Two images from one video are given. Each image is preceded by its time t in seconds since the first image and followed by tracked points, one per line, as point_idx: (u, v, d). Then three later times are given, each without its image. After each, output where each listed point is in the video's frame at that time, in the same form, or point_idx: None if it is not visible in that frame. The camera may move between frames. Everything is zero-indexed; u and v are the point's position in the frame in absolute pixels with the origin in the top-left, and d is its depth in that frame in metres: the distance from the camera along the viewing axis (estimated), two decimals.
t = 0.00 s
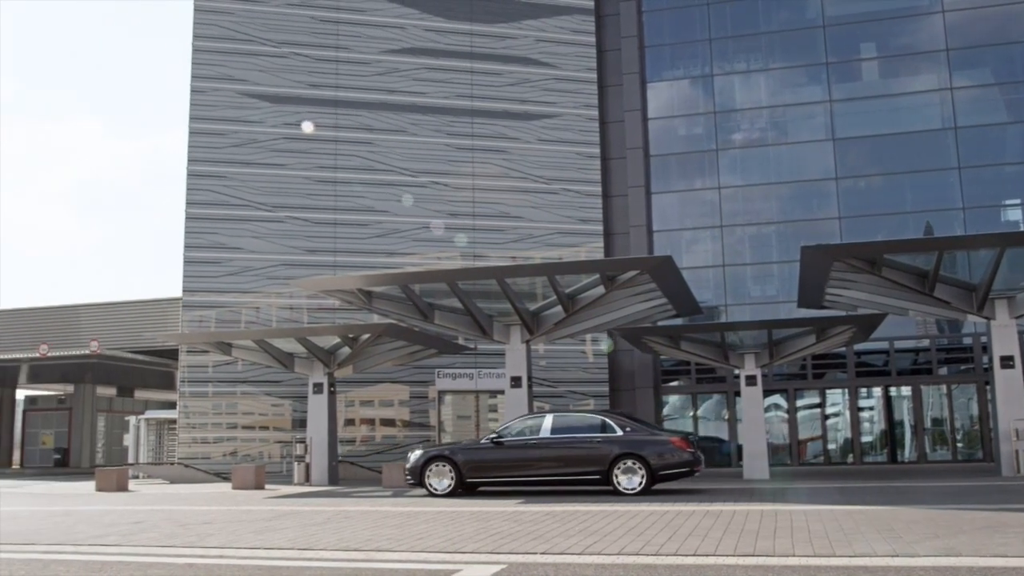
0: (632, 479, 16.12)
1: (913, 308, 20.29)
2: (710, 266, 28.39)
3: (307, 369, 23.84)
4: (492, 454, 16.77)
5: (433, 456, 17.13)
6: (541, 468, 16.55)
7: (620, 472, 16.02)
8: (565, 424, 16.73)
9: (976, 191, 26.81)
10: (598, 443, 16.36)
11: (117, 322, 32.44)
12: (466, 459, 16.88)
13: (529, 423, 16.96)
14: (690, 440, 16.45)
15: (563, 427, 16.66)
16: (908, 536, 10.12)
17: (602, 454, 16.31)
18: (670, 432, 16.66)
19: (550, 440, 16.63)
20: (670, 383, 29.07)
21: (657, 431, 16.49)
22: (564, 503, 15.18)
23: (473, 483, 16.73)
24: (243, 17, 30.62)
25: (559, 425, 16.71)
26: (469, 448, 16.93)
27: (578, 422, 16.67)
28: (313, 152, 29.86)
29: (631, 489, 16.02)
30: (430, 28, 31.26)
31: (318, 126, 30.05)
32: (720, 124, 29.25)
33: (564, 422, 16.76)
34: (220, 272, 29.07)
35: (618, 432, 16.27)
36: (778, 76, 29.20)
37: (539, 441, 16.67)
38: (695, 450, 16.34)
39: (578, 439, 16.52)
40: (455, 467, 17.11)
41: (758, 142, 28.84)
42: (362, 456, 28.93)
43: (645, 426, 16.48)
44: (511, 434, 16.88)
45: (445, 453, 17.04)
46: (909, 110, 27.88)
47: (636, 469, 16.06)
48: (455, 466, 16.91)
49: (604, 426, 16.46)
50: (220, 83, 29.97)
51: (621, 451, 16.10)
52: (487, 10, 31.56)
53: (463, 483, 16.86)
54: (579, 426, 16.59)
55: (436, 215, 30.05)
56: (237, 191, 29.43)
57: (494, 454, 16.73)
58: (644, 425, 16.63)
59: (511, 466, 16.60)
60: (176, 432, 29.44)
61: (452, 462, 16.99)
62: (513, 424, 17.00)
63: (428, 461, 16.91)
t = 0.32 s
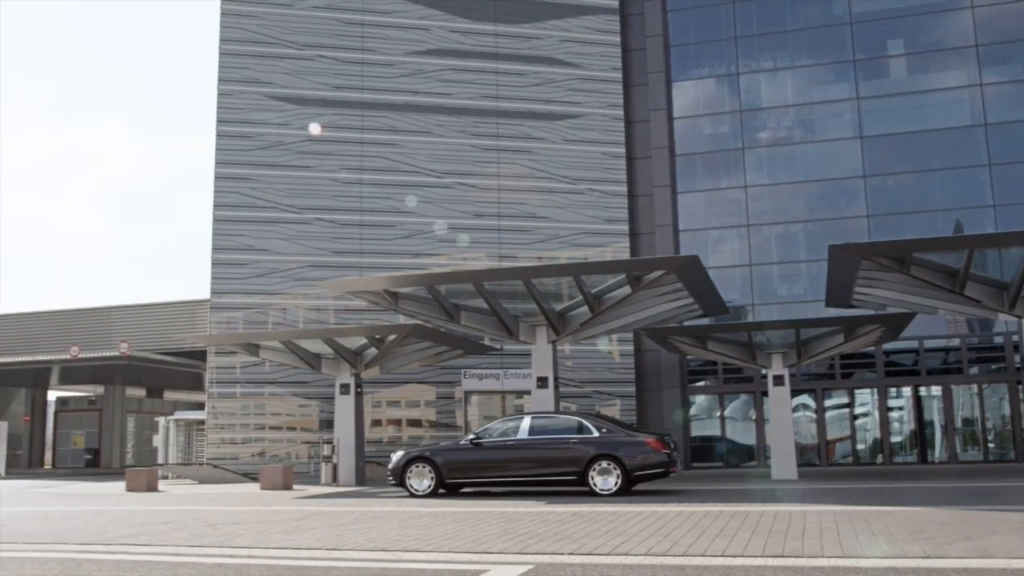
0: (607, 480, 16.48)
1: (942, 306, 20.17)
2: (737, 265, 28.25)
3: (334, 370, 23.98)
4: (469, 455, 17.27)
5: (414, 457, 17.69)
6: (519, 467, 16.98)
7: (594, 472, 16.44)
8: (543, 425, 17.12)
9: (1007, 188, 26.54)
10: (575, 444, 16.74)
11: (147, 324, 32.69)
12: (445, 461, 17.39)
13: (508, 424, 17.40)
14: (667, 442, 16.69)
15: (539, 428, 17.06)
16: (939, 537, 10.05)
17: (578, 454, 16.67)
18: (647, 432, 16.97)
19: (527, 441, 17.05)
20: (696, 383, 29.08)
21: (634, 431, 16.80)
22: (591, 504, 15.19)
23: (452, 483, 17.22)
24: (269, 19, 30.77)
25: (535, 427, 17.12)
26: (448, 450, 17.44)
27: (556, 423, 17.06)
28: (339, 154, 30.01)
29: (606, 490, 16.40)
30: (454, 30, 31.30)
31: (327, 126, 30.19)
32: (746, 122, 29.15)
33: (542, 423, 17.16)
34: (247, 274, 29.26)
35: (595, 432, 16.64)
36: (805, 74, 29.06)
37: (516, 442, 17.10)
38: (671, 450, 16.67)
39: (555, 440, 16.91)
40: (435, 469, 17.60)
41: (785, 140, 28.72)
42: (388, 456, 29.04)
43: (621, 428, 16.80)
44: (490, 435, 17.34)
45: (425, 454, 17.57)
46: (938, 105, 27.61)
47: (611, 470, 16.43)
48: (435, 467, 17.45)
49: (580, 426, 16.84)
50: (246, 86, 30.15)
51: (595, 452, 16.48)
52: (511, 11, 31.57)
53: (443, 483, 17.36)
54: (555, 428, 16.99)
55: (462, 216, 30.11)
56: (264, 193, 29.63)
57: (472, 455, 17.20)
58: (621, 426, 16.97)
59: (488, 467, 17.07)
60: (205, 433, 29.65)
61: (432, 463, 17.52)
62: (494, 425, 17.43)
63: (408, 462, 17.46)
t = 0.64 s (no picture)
0: (580, 480, 16.87)
1: (973, 304, 20.01)
2: (765, 264, 28.07)
3: (362, 370, 24.08)
4: (446, 456, 17.64)
5: (393, 458, 18.10)
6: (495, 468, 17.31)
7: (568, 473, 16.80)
8: (518, 427, 17.48)
9: None
10: (549, 445, 17.13)
11: (176, 325, 32.92)
12: (422, 462, 17.80)
13: (485, 426, 17.74)
14: (639, 444, 17.11)
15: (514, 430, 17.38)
16: (970, 537, 9.98)
17: (553, 456, 17.05)
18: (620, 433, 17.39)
19: (503, 442, 17.39)
20: (724, 382, 28.96)
21: (607, 432, 17.21)
22: (620, 504, 15.17)
23: (430, 484, 17.66)
24: (296, 22, 30.93)
25: (511, 428, 17.46)
26: (425, 451, 17.83)
27: (531, 425, 17.40)
28: (366, 156, 30.14)
29: (580, 490, 16.77)
30: (480, 30, 31.34)
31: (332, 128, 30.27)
32: (774, 120, 29.02)
33: (517, 425, 17.50)
34: (276, 274, 29.43)
35: (569, 434, 17.02)
36: (833, 70, 28.85)
37: (492, 443, 17.45)
38: (643, 451, 17.12)
39: (530, 442, 17.27)
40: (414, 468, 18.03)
41: (813, 138, 28.52)
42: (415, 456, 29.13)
43: (595, 430, 17.22)
44: (467, 437, 17.71)
45: (404, 455, 17.98)
46: (968, 101, 27.39)
47: (585, 470, 16.82)
48: (413, 468, 17.86)
49: (555, 428, 17.20)
50: (274, 88, 30.32)
51: (570, 454, 16.88)
52: (537, 10, 31.56)
53: (422, 483, 17.80)
54: (531, 430, 17.34)
55: (488, 216, 30.13)
56: (292, 195, 29.79)
57: (450, 456, 17.60)
58: (594, 428, 17.37)
59: (464, 468, 17.44)
60: (233, 433, 29.83)
61: (410, 463, 17.93)
62: (473, 427, 17.78)
63: (387, 463, 17.92)
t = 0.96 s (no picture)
0: (552, 480, 17.26)
1: (1007, 302, 19.72)
2: (794, 262, 27.89)
3: (391, 370, 24.15)
4: (422, 456, 18.12)
5: (372, 458, 18.56)
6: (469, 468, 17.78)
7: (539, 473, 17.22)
8: (491, 427, 17.93)
9: None
10: (521, 445, 17.55)
11: (207, 326, 33.15)
12: (400, 462, 18.27)
13: (461, 427, 18.17)
14: (610, 443, 17.47)
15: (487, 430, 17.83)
16: (1005, 538, 9.86)
17: (525, 456, 17.47)
18: (592, 432, 17.77)
19: (477, 443, 17.84)
20: (754, 382, 28.89)
21: (579, 433, 17.60)
22: (651, 503, 15.09)
23: (408, 483, 18.11)
24: (323, 23, 31.06)
25: (485, 429, 17.90)
26: (403, 451, 18.29)
27: (503, 425, 17.85)
28: (394, 157, 30.22)
29: (552, 490, 17.18)
30: (506, 29, 31.32)
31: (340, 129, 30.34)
32: (802, 117, 28.84)
33: (490, 425, 17.95)
34: (304, 276, 29.58)
35: (541, 436, 17.43)
36: (863, 66, 28.64)
37: (466, 443, 17.90)
38: (614, 450, 17.50)
39: (502, 442, 17.71)
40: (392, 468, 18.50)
41: (842, 135, 28.32)
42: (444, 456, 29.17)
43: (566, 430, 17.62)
44: (444, 438, 18.17)
45: (382, 456, 18.44)
46: (1001, 95, 27.08)
47: (557, 470, 17.22)
48: (391, 468, 18.32)
49: (527, 429, 17.63)
50: (301, 90, 30.47)
51: (541, 454, 17.30)
52: (562, 9, 31.49)
53: (400, 482, 18.25)
54: (504, 430, 17.78)
55: (516, 216, 30.10)
56: (320, 196, 29.94)
57: (426, 456, 18.07)
58: (567, 428, 17.78)
59: (439, 468, 17.91)
60: (263, 433, 30.01)
61: (388, 464, 18.39)
62: (449, 427, 18.26)
63: (365, 464, 18.39)
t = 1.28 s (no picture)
0: (523, 480, 17.66)
1: None
2: (824, 260, 27.67)
3: (419, 370, 24.21)
4: (398, 457, 18.52)
5: (351, 458, 18.92)
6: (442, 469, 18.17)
7: (510, 473, 17.64)
8: (465, 427, 18.34)
9: None
10: (493, 446, 17.92)
11: (237, 326, 33.38)
12: (378, 463, 18.64)
13: (437, 428, 18.59)
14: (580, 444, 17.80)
15: (461, 430, 18.25)
16: None
17: (496, 457, 17.84)
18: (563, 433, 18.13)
19: (451, 444, 18.23)
20: (783, 381, 28.67)
21: (551, 434, 17.95)
22: (680, 503, 15.02)
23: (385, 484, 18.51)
24: (350, 25, 31.20)
25: (459, 431, 18.28)
26: (380, 452, 18.67)
27: (475, 426, 18.26)
28: (421, 157, 30.28)
29: (523, 489, 17.57)
30: (533, 29, 31.32)
31: (347, 129, 30.49)
32: (831, 114, 28.61)
33: (464, 426, 18.40)
34: (333, 276, 29.73)
35: (511, 437, 17.79)
36: (892, 62, 28.38)
37: (441, 445, 18.30)
38: (584, 451, 17.84)
39: (475, 443, 18.09)
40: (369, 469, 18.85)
41: (872, 131, 28.09)
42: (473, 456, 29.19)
43: (537, 431, 17.96)
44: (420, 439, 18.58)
45: (361, 457, 18.81)
46: None
47: (527, 471, 17.60)
48: (369, 469, 18.69)
49: (499, 430, 18.00)
50: (329, 92, 30.64)
51: (512, 454, 17.66)
52: (588, 7, 31.43)
53: (377, 483, 18.63)
54: (477, 431, 18.15)
55: (544, 216, 30.08)
56: (348, 197, 30.05)
57: (401, 457, 18.48)
58: (539, 429, 18.14)
59: (415, 469, 18.31)
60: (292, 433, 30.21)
61: (366, 465, 18.76)
62: (425, 429, 18.68)
63: (344, 464, 18.75)
